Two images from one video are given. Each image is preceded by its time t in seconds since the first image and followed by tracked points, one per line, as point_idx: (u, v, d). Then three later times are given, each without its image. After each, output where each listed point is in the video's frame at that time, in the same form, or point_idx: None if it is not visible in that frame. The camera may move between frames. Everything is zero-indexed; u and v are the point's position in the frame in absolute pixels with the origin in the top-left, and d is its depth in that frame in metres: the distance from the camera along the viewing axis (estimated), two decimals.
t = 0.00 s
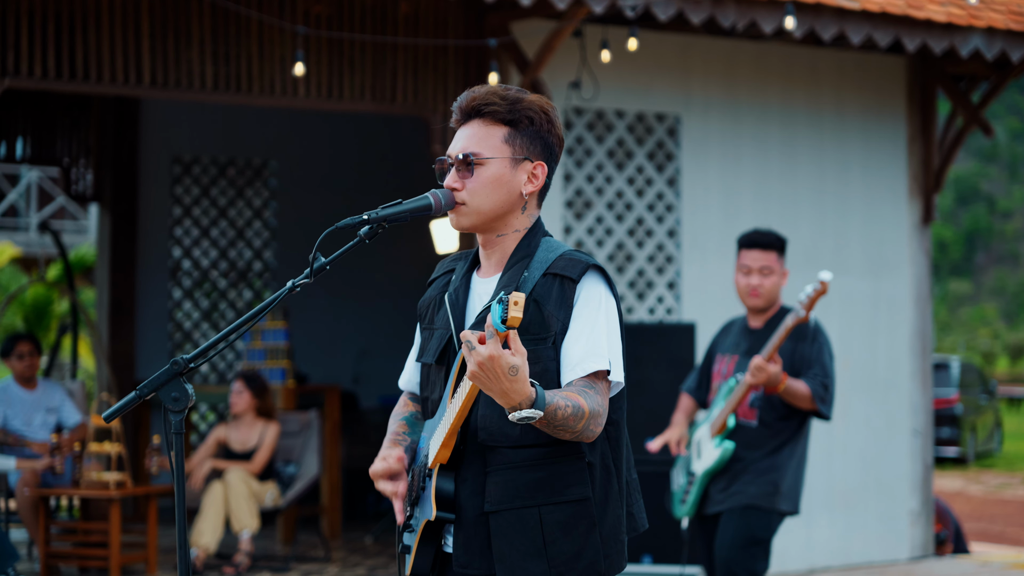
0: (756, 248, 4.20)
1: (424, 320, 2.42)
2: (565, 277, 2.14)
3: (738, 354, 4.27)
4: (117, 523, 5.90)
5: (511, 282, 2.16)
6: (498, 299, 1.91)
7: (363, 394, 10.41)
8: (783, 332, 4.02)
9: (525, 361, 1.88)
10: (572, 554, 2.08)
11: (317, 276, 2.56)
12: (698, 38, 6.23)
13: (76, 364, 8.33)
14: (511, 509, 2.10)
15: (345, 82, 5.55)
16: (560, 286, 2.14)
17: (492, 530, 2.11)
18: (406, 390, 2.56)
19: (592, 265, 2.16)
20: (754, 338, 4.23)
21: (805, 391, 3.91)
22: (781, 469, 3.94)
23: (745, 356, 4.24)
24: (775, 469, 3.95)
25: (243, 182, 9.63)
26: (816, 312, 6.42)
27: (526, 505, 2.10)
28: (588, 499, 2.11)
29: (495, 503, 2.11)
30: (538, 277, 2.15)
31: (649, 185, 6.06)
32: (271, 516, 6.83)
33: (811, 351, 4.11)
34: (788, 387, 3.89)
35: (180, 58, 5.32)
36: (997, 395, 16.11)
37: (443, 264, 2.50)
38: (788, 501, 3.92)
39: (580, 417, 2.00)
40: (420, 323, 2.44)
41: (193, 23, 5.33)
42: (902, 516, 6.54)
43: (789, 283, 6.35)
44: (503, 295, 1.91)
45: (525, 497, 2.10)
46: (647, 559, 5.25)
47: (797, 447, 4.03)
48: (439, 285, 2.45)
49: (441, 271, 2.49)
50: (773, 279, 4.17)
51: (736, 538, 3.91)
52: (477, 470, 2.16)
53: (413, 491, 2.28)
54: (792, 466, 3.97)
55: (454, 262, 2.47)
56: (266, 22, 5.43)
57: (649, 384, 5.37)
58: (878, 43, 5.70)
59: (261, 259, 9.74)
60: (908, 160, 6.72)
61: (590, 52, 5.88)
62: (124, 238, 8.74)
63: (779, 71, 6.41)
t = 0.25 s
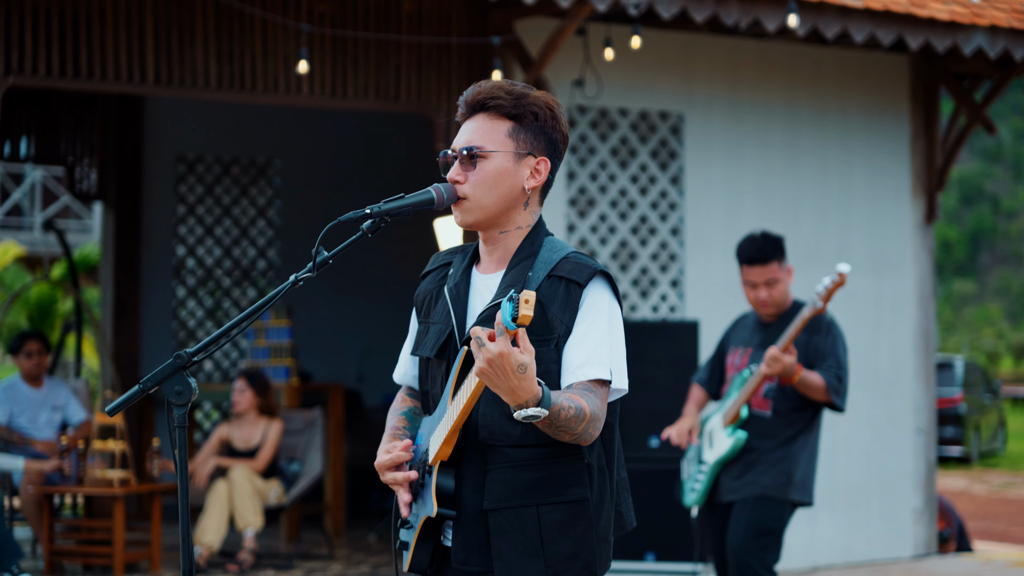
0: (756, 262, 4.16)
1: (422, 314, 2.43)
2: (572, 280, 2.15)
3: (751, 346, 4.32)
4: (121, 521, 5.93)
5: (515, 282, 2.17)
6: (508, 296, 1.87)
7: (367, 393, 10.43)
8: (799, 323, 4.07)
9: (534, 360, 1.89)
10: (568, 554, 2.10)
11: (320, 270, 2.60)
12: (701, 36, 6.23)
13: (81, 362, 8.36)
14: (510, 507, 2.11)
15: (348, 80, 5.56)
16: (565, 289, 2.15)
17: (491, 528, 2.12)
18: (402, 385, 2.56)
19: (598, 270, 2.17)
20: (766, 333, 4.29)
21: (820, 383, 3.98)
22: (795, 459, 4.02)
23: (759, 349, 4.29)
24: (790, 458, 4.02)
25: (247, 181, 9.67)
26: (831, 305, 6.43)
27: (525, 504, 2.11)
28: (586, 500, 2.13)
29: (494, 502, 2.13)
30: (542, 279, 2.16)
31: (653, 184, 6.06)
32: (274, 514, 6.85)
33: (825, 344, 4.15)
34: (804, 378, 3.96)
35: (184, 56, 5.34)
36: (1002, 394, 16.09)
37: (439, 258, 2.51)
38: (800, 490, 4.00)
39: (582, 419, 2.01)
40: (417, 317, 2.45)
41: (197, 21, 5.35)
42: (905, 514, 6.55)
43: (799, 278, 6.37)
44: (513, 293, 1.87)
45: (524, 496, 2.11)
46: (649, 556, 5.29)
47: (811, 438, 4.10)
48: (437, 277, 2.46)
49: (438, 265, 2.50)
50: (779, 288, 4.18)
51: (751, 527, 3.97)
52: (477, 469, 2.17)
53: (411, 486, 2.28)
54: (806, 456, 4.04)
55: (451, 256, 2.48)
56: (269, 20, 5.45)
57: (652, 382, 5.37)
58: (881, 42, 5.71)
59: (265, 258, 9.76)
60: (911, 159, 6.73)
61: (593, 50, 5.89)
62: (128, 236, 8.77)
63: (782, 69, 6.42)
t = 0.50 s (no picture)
0: (764, 271, 4.18)
1: (426, 311, 2.44)
2: (569, 268, 2.16)
3: (759, 347, 4.32)
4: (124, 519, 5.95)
5: (516, 275, 2.17)
6: (503, 293, 1.95)
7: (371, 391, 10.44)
8: (813, 319, 4.06)
9: (529, 355, 1.89)
10: (581, 545, 2.11)
11: (321, 264, 2.61)
12: (704, 35, 6.24)
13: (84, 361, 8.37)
14: (520, 501, 2.12)
15: (351, 78, 5.58)
16: (563, 278, 2.16)
17: (502, 522, 2.13)
18: (410, 384, 2.58)
19: (596, 257, 2.18)
20: (775, 337, 4.28)
21: (830, 383, 3.97)
22: (796, 457, 4.02)
23: (768, 349, 4.29)
24: (791, 457, 4.03)
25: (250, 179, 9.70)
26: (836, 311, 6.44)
27: (536, 497, 2.12)
28: (596, 490, 2.14)
29: (504, 495, 2.13)
30: (542, 270, 2.17)
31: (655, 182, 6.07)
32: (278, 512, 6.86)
33: (835, 347, 4.15)
34: (815, 376, 3.95)
35: (187, 54, 5.35)
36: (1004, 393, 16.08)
37: (444, 256, 2.52)
38: (801, 487, 4.01)
39: (591, 405, 2.03)
40: (421, 313, 2.46)
41: (200, 20, 5.36)
42: (908, 512, 6.56)
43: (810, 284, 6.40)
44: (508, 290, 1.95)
45: (534, 490, 2.12)
46: (652, 554, 5.30)
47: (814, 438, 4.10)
48: (441, 276, 2.47)
49: (442, 263, 2.51)
50: (788, 294, 4.20)
51: (751, 524, 3.98)
52: (485, 463, 2.18)
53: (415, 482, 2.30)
54: (808, 454, 4.05)
55: (455, 254, 2.49)
56: (272, 18, 5.47)
57: (655, 379, 5.38)
58: (883, 40, 5.72)
59: (269, 257, 9.77)
60: (914, 157, 6.73)
61: (596, 48, 5.90)
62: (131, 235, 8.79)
63: (785, 68, 6.42)
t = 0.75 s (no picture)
0: (778, 243, 4.31)
1: (430, 306, 2.44)
2: (573, 263, 2.16)
3: (760, 342, 4.34)
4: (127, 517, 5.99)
5: (519, 268, 2.18)
6: (508, 283, 1.93)
7: (374, 389, 10.46)
8: (813, 315, 4.01)
9: (535, 347, 1.90)
10: (581, 539, 2.12)
11: (323, 257, 2.61)
12: (708, 32, 6.24)
13: (88, 359, 8.39)
14: (521, 494, 2.13)
15: (354, 76, 5.59)
16: (567, 272, 2.16)
17: (502, 514, 2.13)
18: (414, 378, 2.58)
19: (599, 252, 2.19)
20: (777, 329, 4.31)
21: (834, 375, 3.99)
22: (799, 453, 4.03)
23: (769, 344, 4.30)
24: (794, 453, 4.04)
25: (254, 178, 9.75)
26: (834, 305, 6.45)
27: (536, 490, 2.13)
28: (597, 484, 2.15)
29: (505, 488, 2.14)
30: (546, 265, 2.17)
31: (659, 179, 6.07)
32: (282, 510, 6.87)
33: (837, 341, 4.16)
34: (817, 368, 3.96)
35: (190, 51, 5.36)
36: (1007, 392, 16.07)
37: (447, 251, 2.52)
38: (805, 484, 4.01)
39: (593, 400, 2.03)
40: (425, 309, 2.46)
41: (203, 17, 5.37)
42: (911, 509, 6.56)
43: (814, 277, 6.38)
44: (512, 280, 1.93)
45: (535, 482, 2.13)
46: (656, 551, 5.30)
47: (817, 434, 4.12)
48: (444, 270, 2.47)
49: (445, 257, 2.51)
50: (796, 272, 4.26)
51: (755, 521, 3.98)
52: (487, 456, 2.18)
53: (417, 477, 2.29)
54: (811, 451, 4.05)
55: (458, 249, 2.49)
56: (275, 15, 5.49)
57: (659, 376, 5.39)
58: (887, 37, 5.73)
59: (273, 255, 9.79)
60: (917, 154, 6.73)
61: (600, 46, 5.90)
62: (135, 233, 8.81)
63: (788, 65, 6.43)
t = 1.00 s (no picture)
0: (771, 236, 4.31)
1: (437, 297, 2.45)
2: (580, 252, 2.16)
3: (759, 337, 4.35)
4: (131, 515, 6.00)
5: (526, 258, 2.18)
6: (512, 268, 1.97)
7: (379, 387, 10.47)
8: (812, 309, 4.03)
9: (540, 331, 1.90)
10: (586, 529, 2.11)
11: (328, 248, 2.62)
12: (713, 29, 6.23)
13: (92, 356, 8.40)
14: (526, 484, 2.12)
15: (359, 72, 5.59)
16: (573, 262, 2.16)
17: (506, 504, 2.13)
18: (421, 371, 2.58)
19: (605, 241, 2.18)
20: (774, 324, 4.32)
21: (832, 370, 3.98)
22: (803, 449, 4.03)
23: (767, 339, 4.32)
24: (798, 449, 4.04)
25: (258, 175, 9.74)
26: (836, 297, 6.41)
27: (541, 480, 2.12)
28: (602, 475, 2.14)
29: (509, 478, 2.14)
30: (552, 254, 2.18)
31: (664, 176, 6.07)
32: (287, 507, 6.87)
33: (834, 333, 4.18)
34: (816, 365, 3.96)
35: (194, 47, 5.37)
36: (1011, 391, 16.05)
37: (454, 243, 2.52)
38: (809, 480, 4.01)
39: (600, 387, 2.03)
40: (432, 300, 2.46)
41: (207, 13, 5.38)
42: (916, 506, 6.56)
43: (811, 268, 6.37)
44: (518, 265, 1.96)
45: (539, 473, 2.13)
46: (661, 548, 5.29)
47: (818, 427, 4.11)
48: (452, 262, 2.47)
49: (453, 249, 2.51)
50: (790, 266, 4.27)
51: (760, 519, 3.98)
52: (491, 446, 2.18)
53: (424, 468, 2.29)
54: (813, 446, 4.05)
55: (465, 240, 2.49)
56: (280, 11, 5.49)
57: (664, 372, 5.38)
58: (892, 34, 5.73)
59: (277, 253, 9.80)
60: (922, 152, 6.72)
61: (604, 42, 5.89)
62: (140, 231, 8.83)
63: (793, 62, 6.42)
